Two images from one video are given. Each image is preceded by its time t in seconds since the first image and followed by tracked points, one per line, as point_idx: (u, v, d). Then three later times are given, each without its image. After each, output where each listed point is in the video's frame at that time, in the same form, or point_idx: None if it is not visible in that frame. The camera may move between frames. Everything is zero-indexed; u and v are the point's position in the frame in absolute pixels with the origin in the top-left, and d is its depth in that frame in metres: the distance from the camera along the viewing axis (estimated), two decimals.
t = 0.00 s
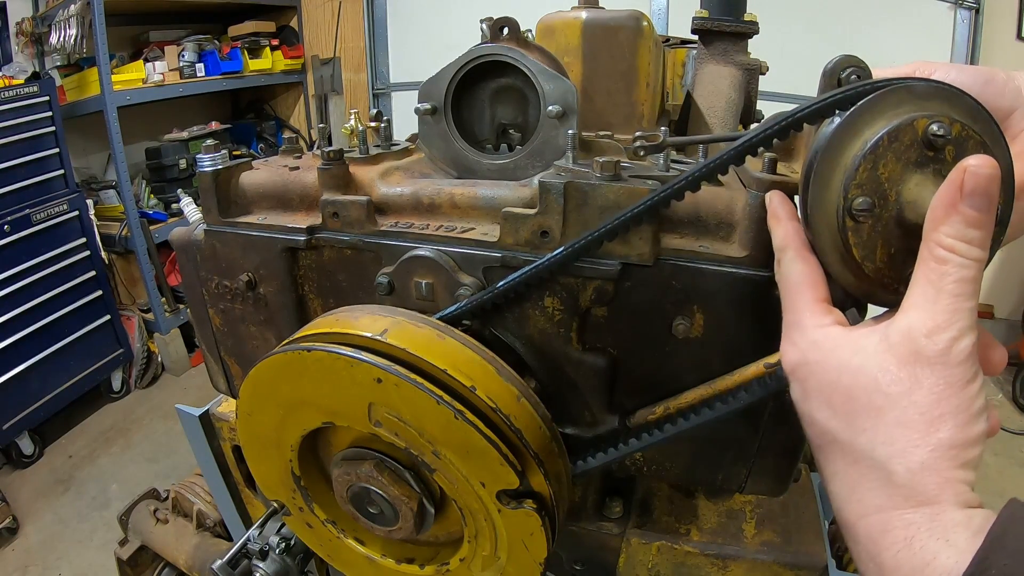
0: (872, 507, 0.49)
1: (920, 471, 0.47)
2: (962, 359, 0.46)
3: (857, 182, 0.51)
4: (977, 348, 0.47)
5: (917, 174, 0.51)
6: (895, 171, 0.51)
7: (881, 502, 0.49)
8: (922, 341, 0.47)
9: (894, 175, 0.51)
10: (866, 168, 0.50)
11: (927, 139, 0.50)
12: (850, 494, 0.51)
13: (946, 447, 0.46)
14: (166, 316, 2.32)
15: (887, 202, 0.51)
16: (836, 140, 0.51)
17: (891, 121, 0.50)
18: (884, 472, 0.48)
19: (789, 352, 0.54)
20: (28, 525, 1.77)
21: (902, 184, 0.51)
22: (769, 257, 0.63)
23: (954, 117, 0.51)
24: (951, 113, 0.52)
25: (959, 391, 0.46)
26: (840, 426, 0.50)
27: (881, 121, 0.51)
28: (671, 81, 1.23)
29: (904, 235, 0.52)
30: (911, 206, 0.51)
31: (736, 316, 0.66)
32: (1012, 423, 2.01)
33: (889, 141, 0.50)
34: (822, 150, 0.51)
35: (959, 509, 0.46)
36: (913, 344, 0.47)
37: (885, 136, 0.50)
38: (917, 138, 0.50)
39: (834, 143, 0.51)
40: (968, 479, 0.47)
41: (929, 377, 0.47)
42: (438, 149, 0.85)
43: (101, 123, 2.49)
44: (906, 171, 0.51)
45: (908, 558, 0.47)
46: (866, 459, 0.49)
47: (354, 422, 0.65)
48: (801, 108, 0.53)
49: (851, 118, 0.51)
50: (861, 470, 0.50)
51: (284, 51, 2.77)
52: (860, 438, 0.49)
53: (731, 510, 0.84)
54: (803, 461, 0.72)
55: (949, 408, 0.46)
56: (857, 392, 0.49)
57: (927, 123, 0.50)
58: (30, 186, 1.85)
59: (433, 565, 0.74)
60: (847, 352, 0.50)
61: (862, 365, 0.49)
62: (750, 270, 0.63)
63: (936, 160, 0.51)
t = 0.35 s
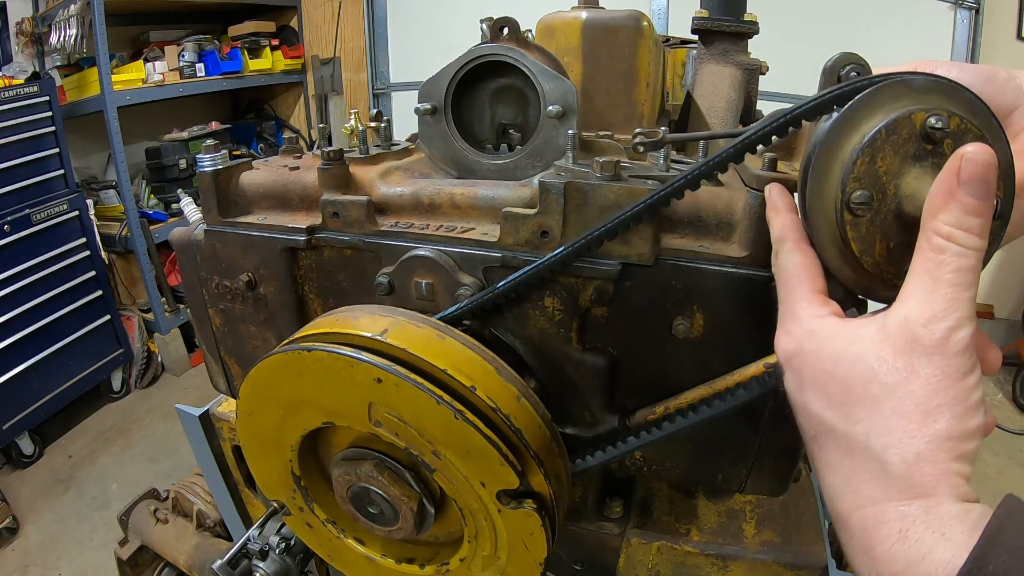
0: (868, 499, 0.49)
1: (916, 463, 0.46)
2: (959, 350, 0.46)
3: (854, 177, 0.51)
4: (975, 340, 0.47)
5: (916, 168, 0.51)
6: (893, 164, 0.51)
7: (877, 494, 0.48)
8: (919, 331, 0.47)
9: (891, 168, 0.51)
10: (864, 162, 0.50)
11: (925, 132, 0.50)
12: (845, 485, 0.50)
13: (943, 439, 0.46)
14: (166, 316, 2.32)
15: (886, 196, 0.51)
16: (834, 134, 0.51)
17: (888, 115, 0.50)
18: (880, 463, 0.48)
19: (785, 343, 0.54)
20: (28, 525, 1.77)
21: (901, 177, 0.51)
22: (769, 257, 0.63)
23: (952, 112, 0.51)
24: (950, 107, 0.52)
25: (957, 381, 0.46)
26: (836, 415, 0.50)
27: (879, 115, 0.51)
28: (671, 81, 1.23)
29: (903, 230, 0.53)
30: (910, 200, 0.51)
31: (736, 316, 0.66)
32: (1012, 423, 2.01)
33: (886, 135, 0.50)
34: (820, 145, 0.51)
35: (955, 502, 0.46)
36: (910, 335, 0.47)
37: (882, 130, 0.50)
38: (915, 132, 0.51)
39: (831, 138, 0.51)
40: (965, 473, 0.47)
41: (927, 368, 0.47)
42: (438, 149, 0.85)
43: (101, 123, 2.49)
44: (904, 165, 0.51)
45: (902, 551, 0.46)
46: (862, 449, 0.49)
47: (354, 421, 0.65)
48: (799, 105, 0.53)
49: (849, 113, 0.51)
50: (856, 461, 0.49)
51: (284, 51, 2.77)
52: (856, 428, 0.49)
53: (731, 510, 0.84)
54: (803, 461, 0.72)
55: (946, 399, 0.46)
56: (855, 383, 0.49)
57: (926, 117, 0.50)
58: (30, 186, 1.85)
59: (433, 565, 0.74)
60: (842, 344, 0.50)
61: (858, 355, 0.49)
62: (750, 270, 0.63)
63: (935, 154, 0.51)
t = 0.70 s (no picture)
0: (865, 500, 0.49)
1: (912, 464, 0.46)
2: (956, 353, 0.46)
3: (855, 179, 0.51)
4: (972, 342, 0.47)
5: (917, 170, 0.51)
6: (894, 167, 0.51)
7: (874, 495, 0.48)
8: (917, 334, 0.47)
9: (892, 171, 0.51)
10: (864, 165, 0.51)
11: (927, 135, 0.50)
12: (843, 487, 0.50)
13: (940, 440, 0.46)
14: (166, 316, 2.32)
15: (886, 199, 0.51)
16: (834, 136, 0.51)
17: (890, 118, 0.50)
18: (876, 464, 0.48)
19: (784, 346, 0.54)
20: (28, 525, 1.77)
21: (902, 180, 0.51)
22: (769, 257, 0.63)
23: (954, 113, 0.51)
24: (951, 109, 0.52)
25: (954, 383, 0.46)
26: (834, 417, 0.50)
27: (881, 118, 0.51)
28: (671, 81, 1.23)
29: (903, 232, 0.53)
30: (910, 203, 0.51)
31: (736, 317, 0.66)
32: (1012, 423, 2.01)
33: (887, 138, 0.50)
34: (820, 147, 0.52)
35: (952, 502, 0.46)
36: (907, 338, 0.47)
37: (883, 133, 0.50)
38: (916, 135, 0.50)
39: (831, 141, 0.51)
40: (961, 473, 0.46)
41: (924, 370, 0.46)
42: (438, 149, 0.85)
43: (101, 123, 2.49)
44: (905, 167, 0.51)
45: (901, 552, 0.46)
46: (860, 451, 0.49)
47: (354, 421, 0.65)
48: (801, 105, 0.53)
49: (849, 116, 0.51)
50: (854, 463, 0.49)
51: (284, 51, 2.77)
52: (854, 430, 0.49)
53: (731, 510, 0.84)
54: (803, 461, 0.72)
55: (944, 400, 0.46)
56: (853, 386, 0.49)
57: (927, 120, 0.50)
58: (30, 186, 1.85)
59: (433, 565, 0.74)
60: (840, 347, 0.50)
61: (856, 358, 0.49)
62: (750, 270, 0.63)
63: (936, 156, 0.51)
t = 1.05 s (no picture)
0: (858, 496, 0.49)
1: (904, 460, 0.46)
2: (948, 348, 0.46)
3: (851, 169, 0.51)
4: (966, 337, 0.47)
5: (914, 160, 0.51)
6: (890, 157, 0.51)
7: (866, 492, 0.48)
8: (908, 330, 0.47)
9: (889, 161, 0.51)
10: (860, 155, 0.51)
11: (923, 125, 0.50)
12: (837, 483, 0.50)
13: (933, 437, 0.46)
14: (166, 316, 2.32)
15: (883, 189, 0.51)
16: (830, 128, 0.51)
17: (886, 108, 0.50)
18: (869, 461, 0.48)
19: (777, 340, 0.54)
20: (28, 525, 1.77)
21: (898, 170, 0.51)
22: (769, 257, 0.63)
23: (950, 103, 0.51)
24: (948, 99, 0.52)
25: (946, 379, 0.46)
26: (826, 414, 0.50)
27: (876, 108, 0.51)
28: (671, 81, 1.23)
29: (901, 222, 0.53)
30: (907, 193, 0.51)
31: (735, 317, 0.66)
32: (1012, 423, 2.01)
33: (883, 127, 0.50)
34: (816, 139, 0.52)
35: (945, 499, 0.46)
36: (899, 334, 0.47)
37: (879, 122, 0.50)
38: (912, 124, 0.51)
39: (827, 132, 0.51)
40: (954, 470, 0.46)
41: (916, 367, 0.46)
42: (438, 149, 0.85)
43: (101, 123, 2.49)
44: (902, 157, 0.51)
45: (893, 549, 0.46)
46: (852, 448, 0.49)
47: (354, 421, 0.65)
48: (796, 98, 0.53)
49: (845, 106, 0.51)
50: (846, 459, 0.49)
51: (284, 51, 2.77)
52: (846, 427, 0.49)
53: (731, 510, 0.84)
54: (803, 461, 0.72)
55: (935, 398, 0.46)
56: (845, 383, 0.49)
57: (922, 109, 0.50)
58: (30, 186, 1.85)
59: (433, 565, 0.74)
60: (833, 342, 0.50)
61: (848, 354, 0.49)
62: (750, 270, 0.63)
63: (932, 146, 0.51)
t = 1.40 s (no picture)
0: (859, 498, 0.49)
1: (906, 463, 0.46)
2: (952, 347, 0.46)
3: (853, 172, 0.51)
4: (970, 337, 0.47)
5: (915, 163, 0.51)
6: (891, 160, 0.51)
7: (868, 494, 0.48)
8: (911, 328, 0.46)
9: (890, 164, 0.51)
10: (862, 158, 0.51)
11: (925, 128, 0.50)
12: (837, 484, 0.50)
13: (935, 438, 0.46)
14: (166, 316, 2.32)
15: (884, 192, 0.51)
16: (831, 131, 0.51)
17: (888, 111, 0.51)
18: (870, 463, 0.48)
19: (777, 340, 0.54)
20: (28, 525, 1.77)
21: (900, 173, 0.51)
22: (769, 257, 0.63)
23: (952, 106, 0.51)
24: (950, 102, 0.52)
25: (949, 379, 0.46)
26: (826, 414, 0.50)
27: (879, 111, 0.51)
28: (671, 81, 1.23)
29: (903, 227, 0.53)
30: (909, 196, 0.51)
31: (736, 317, 0.66)
32: (1012, 423, 2.01)
33: (885, 131, 0.50)
34: (818, 141, 0.52)
35: (947, 502, 0.46)
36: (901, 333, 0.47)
37: (881, 125, 0.50)
38: (913, 127, 0.51)
39: (829, 135, 0.51)
40: (955, 471, 0.46)
41: (918, 367, 0.46)
42: (438, 149, 0.85)
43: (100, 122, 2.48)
44: (903, 160, 0.51)
45: (896, 551, 0.47)
46: (854, 449, 0.49)
47: (354, 422, 0.65)
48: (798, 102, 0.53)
49: (847, 109, 0.51)
50: (848, 461, 0.49)
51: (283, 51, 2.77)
52: (847, 427, 0.49)
53: (731, 510, 0.84)
54: (803, 461, 0.72)
55: (938, 398, 0.46)
56: (846, 382, 0.49)
57: (924, 112, 0.50)
58: (30, 186, 1.85)
59: (434, 565, 0.74)
60: (834, 342, 0.50)
61: (849, 353, 0.49)
62: (749, 270, 0.63)
63: (934, 149, 0.51)
